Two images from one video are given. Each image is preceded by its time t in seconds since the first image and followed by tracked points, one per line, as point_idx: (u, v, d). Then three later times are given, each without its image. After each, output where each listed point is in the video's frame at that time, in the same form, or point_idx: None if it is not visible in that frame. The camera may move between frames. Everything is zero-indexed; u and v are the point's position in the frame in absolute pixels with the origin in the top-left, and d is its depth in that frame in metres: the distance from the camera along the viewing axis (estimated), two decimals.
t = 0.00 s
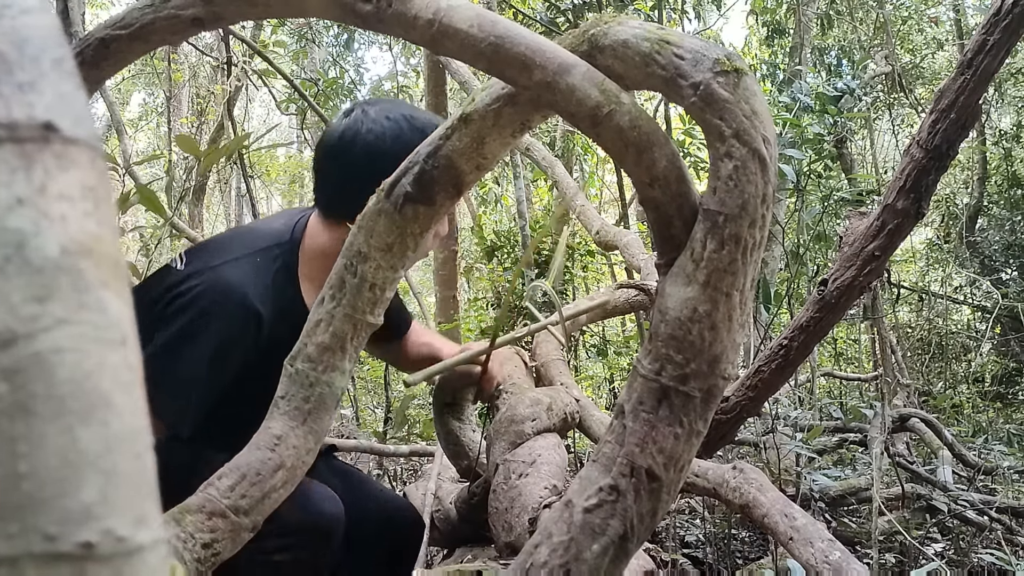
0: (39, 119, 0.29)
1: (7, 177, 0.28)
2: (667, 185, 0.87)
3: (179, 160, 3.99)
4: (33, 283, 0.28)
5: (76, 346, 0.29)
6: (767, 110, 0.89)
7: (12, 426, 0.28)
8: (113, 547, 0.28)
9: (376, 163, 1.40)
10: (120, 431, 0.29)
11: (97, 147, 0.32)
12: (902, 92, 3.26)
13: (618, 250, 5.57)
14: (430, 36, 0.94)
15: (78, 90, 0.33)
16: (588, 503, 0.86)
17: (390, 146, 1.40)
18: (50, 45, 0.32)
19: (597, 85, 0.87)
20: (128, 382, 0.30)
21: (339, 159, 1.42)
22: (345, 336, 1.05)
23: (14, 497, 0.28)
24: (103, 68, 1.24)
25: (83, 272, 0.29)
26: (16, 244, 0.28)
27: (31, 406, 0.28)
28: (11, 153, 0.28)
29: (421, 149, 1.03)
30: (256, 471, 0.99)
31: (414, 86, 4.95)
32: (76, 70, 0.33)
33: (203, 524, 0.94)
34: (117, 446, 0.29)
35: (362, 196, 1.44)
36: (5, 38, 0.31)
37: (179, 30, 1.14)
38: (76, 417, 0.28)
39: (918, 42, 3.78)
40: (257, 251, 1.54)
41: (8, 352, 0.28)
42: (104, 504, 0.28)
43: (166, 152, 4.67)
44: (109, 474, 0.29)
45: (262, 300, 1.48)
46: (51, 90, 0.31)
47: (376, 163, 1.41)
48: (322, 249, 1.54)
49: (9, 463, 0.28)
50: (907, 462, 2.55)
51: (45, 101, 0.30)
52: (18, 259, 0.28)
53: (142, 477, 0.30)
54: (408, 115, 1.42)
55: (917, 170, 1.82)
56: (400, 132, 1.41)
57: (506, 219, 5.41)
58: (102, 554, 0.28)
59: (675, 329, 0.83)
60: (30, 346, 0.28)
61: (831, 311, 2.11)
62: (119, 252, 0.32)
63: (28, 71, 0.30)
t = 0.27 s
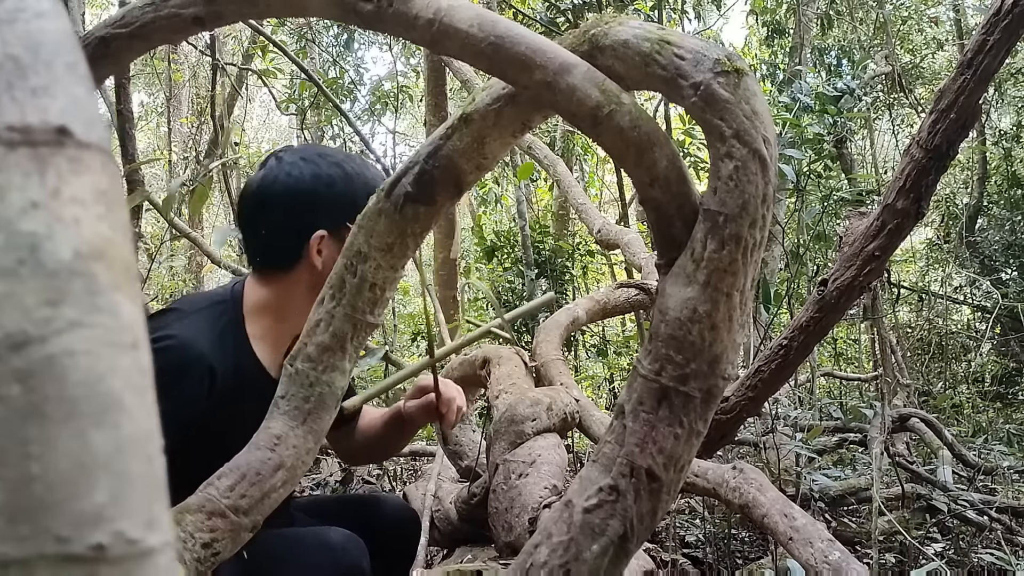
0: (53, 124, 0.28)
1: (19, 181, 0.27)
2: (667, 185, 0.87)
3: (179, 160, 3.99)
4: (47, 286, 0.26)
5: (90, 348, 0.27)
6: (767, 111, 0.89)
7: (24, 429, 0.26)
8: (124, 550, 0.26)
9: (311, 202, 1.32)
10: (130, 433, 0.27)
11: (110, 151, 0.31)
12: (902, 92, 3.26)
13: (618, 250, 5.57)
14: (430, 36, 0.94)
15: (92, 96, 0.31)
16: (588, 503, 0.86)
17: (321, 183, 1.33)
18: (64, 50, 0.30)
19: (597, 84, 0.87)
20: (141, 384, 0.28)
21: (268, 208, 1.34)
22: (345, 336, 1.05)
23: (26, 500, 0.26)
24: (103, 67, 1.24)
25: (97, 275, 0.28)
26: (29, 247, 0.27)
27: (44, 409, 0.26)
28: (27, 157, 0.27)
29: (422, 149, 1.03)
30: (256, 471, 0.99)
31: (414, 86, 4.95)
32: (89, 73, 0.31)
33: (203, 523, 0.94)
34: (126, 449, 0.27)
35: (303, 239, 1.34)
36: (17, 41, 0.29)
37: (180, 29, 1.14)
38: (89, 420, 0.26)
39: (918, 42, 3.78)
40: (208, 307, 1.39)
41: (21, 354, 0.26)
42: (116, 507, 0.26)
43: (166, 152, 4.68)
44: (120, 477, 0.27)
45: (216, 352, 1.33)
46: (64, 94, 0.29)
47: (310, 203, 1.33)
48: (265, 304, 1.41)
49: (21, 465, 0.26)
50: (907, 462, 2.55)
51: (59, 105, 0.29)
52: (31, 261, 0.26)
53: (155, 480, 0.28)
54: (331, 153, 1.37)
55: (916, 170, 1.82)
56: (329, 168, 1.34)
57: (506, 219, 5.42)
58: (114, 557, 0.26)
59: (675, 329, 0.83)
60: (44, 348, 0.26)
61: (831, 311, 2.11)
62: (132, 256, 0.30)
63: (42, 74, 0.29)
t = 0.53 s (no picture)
0: (53, 124, 0.25)
1: (19, 181, 0.24)
2: (668, 185, 0.87)
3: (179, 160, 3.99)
4: (46, 287, 0.24)
5: (93, 350, 0.24)
6: (766, 110, 0.89)
7: (22, 429, 0.23)
8: (126, 551, 0.24)
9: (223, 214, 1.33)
10: (134, 433, 0.25)
11: (111, 153, 0.28)
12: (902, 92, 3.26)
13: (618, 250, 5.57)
14: (430, 36, 0.94)
15: (92, 96, 0.28)
16: (588, 503, 0.86)
17: (234, 198, 1.34)
18: (63, 50, 0.27)
19: (597, 85, 0.87)
20: (143, 384, 0.26)
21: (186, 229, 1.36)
22: (345, 336, 1.05)
23: (24, 502, 0.23)
24: (105, 68, 1.24)
25: (97, 276, 0.25)
26: (29, 248, 0.24)
27: (43, 409, 0.24)
28: (26, 157, 0.24)
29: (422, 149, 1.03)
30: (257, 471, 0.98)
31: (415, 85, 4.95)
32: (89, 74, 0.28)
33: (203, 523, 0.94)
34: (129, 448, 0.25)
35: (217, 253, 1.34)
36: (13, 41, 0.26)
37: (180, 29, 1.14)
38: (90, 421, 0.24)
39: (918, 42, 3.78)
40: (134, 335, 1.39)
41: (21, 355, 0.23)
42: (117, 508, 0.24)
43: (166, 151, 4.68)
44: (123, 477, 0.24)
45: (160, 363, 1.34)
46: (63, 93, 0.26)
47: (222, 219, 1.34)
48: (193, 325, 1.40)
49: (19, 466, 0.23)
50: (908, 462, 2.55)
51: (58, 104, 0.26)
52: (31, 263, 0.24)
53: (156, 480, 0.26)
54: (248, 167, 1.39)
55: (917, 170, 1.82)
56: (242, 183, 1.36)
57: (506, 219, 5.42)
58: (116, 558, 0.23)
59: (675, 329, 0.83)
60: (44, 349, 0.23)
61: (831, 310, 2.11)
62: (131, 256, 0.28)
63: (41, 75, 0.26)
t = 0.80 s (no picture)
0: (36, 121, 0.25)
1: (2, 180, 0.24)
2: (668, 185, 0.87)
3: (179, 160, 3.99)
4: (30, 287, 0.24)
5: (77, 350, 0.24)
6: (766, 110, 0.89)
7: (8, 431, 0.23)
8: (112, 554, 0.24)
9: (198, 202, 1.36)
10: (120, 435, 0.25)
11: (97, 152, 0.28)
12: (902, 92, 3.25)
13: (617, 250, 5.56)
14: (430, 36, 0.94)
15: (79, 94, 0.28)
16: (588, 503, 0.86)
17: (212, 188, 1.37)
18: (48, 47, 0.27)
19: (598, 84, 0.87)
20: (129, 384, 0.26)
21: (165, 221, 1.39)
22: (345, 335, 1.05)
23: (10, 503, 0.23)
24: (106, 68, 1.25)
25: (80, 275, 0.25)
26: (12, 248, 0.24)
27: (28, 411, 0.23)
28: (8, 156, 0.24)
29: (422, 150, 1.03)
30: (256, 471, 0.97)
31: (414, 85, 4.95)
32: (75, 70, 0.28)
33: (203, 523, 0.94)
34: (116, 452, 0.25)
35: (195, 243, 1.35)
36: None
37: (180, 28, 1.14)
38: (74, 423, 0.24)
39: (918, 42, 3.78)
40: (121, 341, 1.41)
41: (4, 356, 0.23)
42: (102, 510, 0.24)
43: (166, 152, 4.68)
44: (108, 479, 0.24)
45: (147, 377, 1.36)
46: (49, 91, 0.26)
47: (200, 209, 1.36)
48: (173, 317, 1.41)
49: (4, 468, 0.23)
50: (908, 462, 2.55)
51: (43, 102, 0.26)
52: (14, 263, 0.24)
53: (143, 481, 0.26)
54: (226, 160, 1.42)
55: (917, 170, 1.82)
56: (218, 175, 1.38)
57: (505, 219, 5.42)
58: (101, 561, 0.24)
59: (675, 329, 0.83)
60: (26, 351, 0.23)
61: (831, 310, 2.11)
62: (118, 254, 0.28)
63: (26, 72, 0.26)
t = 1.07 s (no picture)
0: (52, 125, 0.25)
1: (18, 183, 0.24)
2: (668, 185, 0.87)
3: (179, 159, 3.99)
4: (47, 288, 0.23)
5: (91, 351, 0.24)
6: (766, 111, 0.89)
7: (22, 431, 0.23)
8: (125, 554, 0.23)
9: (226, 216, 1.42)
10: (134, 436, 0.24)
11: (109, 155, 0.28)
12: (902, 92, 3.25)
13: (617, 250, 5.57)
14: (431, 36, 0.94)
15: (90, 97, 0.28)
16: (588, 503, 0.86)
17: (242, 199, 1.42)
18: (62, 50, 0.27)
19: (598, 84, 0.87)
20: (142, 385, 0.25)
21: (193, 231, 1.43)
22: (345, 336, 1.05)
23: (23, 503, 0.23)
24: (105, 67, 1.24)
25: (96, 277, 0.24)
26: (28, 250, 0.24)
27: (43, 411, 0.23)
28: (25, 159, 0.24)
29: (422, 149, 1.03)
30: (256, 471, 0.98)
31: (414, 85, 4.95)
32: (87, 73, 0.28)
33: (203, 524, 0.94)
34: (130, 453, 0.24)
35: (230, 254, 1.42)
36: (11, 40, 0.26)
37: (180, 28, 1.14)
38: (89, 423, 0.23)
39: (918, 42, 3.78)
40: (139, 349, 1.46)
41: (21, 358, 0.23)
42: (117, 509, 0.24)
43: (166, 151, 4.68)
44: (121, 480, 0.24)
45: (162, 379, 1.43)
46: (63, 93, 0.26)
47: (230, 220, 1.42)
48: (202, 324, 1.49)
49: (20, 468, 0.23)
50: (908, 462, 2.55)
51: (57, 105, 0.26)
52: (30, 263, 0.23)
53: (155, 480, 0.25)
54: (246, 168, 1.47)
55: (917, 170, 1.82)
56: (244, 185, 1.43)
57: (505, 219, 5.42)
58: (115, 561, 0.23)
59: (675, 329, 0.83)
60: (42, 352, 0.23)
61: (831, 310, 2.11)
62: (132, 257, 0.27)
63: (40, 75, 0.26)
